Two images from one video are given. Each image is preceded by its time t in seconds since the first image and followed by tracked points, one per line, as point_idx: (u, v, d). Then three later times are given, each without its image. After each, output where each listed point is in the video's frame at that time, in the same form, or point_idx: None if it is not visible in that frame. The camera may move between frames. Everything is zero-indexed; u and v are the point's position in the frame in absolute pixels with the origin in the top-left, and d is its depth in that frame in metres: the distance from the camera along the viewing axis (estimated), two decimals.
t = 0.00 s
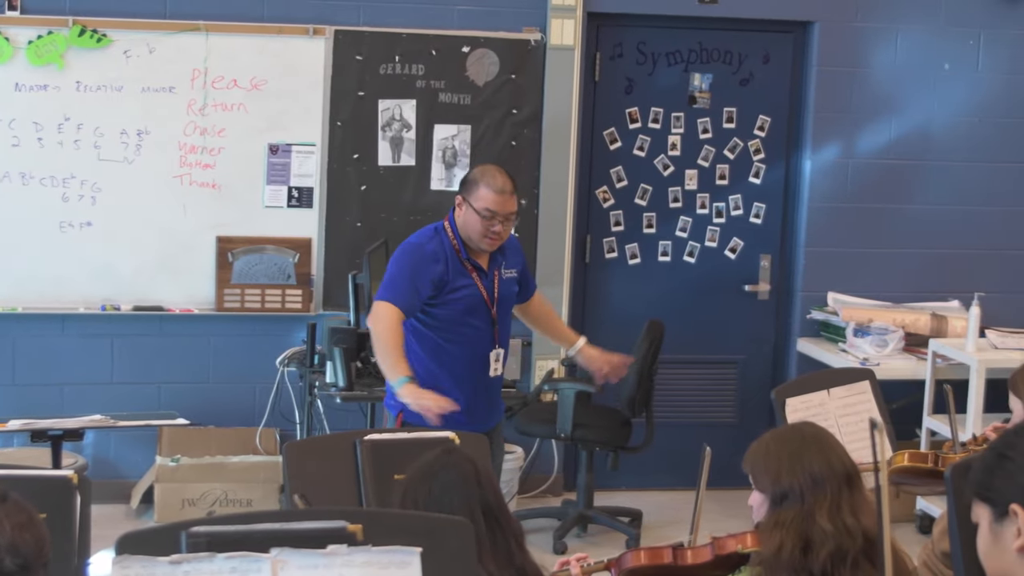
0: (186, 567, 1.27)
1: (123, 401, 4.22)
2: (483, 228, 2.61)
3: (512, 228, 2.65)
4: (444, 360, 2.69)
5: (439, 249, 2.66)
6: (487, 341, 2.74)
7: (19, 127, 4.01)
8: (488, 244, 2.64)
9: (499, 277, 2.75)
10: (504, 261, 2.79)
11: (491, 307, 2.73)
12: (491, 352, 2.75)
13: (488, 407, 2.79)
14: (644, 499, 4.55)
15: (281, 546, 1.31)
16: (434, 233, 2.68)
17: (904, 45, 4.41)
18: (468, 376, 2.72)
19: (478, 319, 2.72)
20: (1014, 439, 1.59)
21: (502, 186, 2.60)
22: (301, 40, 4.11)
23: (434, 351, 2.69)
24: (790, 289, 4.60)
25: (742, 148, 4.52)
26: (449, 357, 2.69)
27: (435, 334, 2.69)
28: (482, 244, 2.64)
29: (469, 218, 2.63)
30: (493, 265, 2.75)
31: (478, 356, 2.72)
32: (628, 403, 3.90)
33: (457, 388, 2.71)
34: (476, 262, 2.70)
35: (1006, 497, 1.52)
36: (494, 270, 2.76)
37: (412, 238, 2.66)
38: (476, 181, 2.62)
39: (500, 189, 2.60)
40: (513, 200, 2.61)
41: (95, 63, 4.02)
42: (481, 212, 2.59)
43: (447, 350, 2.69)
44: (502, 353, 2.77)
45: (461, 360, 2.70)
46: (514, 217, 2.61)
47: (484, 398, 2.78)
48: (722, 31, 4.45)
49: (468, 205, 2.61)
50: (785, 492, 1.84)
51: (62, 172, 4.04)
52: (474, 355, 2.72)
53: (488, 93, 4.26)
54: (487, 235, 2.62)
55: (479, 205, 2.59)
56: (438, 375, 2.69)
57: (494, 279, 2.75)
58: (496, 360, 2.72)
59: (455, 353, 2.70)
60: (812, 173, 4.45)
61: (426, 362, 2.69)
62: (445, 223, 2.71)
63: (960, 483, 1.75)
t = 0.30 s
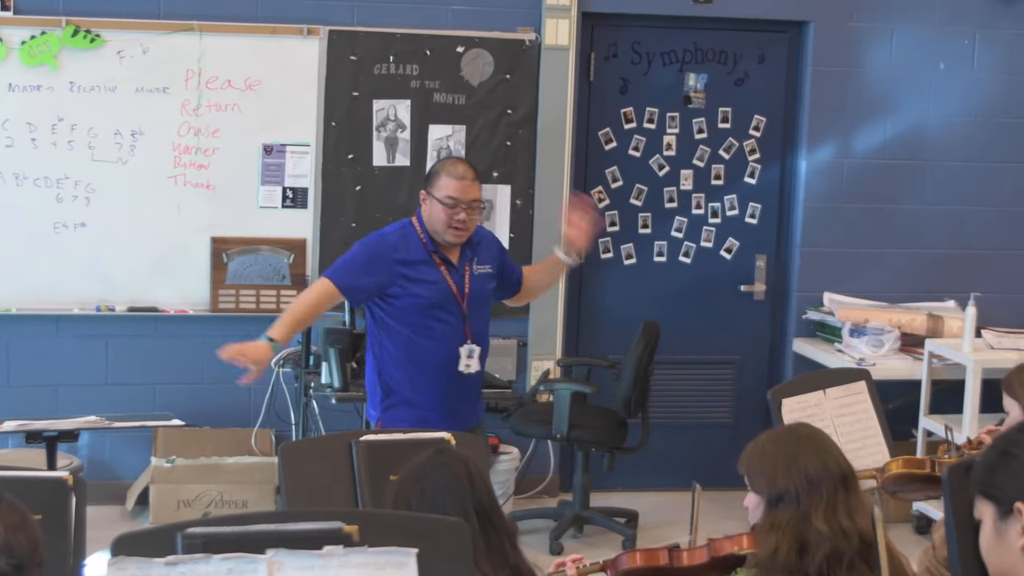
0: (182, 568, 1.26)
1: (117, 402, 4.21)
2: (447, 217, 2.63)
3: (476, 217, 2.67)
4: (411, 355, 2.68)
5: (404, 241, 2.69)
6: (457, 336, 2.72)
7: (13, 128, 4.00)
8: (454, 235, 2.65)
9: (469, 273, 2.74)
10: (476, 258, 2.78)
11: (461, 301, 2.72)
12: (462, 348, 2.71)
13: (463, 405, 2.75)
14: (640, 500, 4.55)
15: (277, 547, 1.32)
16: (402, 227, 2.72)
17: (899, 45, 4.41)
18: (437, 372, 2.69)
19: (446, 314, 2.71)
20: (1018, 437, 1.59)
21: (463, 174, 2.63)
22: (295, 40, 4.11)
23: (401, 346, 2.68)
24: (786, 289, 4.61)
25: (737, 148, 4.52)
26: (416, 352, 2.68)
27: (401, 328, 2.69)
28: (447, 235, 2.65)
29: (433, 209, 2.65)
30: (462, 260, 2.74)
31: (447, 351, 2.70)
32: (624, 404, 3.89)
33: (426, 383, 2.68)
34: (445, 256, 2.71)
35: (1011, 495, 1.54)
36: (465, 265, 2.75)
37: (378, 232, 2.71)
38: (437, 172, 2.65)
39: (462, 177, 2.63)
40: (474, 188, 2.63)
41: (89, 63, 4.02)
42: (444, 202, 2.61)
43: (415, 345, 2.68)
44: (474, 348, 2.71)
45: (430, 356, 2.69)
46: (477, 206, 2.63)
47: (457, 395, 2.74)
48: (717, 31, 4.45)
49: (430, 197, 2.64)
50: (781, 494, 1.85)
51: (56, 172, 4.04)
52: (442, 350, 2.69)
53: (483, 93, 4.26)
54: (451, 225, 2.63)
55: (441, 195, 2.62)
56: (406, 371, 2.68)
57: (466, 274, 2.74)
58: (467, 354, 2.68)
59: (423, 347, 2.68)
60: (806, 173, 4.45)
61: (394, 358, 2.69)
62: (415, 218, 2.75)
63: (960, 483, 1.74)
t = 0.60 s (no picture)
0: (184, 569, 1.26)
1: (120, 403, 4.22)
2: (413, 208, 2.58)
3: (446, 210, 2.61)
4: (385, 357, 2.61)
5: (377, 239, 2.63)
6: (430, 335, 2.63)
7: (14, 128, 4.01)
8: (420, 227, 2.59)
9: (445, 271, 2.67)
10: (456, 256, 2.71)
11: (435, 300, 2.65)
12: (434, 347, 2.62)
13: (444, 406, 2.67)
14: (642, 501, 4.54)
15: (279, 547, 1.32)
16: (376, 226, 2.67)
17: (901, 44, 4.41)
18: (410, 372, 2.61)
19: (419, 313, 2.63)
20: None
21: (432, 166, 2.59)
22: (297, 40, 4.11)
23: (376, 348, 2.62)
24: (788, 289, 4.60)
25: (739, 148, 4.52)
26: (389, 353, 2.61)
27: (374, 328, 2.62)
28: (415, 228, 2.60)
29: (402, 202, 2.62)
30: (439, 258, 2.67)
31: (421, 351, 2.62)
32: (626, 403, 3.89)
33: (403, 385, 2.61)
34: (418, 253, 2.65)
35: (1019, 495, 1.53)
36: (442, 263, 2.68)
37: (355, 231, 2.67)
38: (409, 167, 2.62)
39: (429, 168, 2.58)
40: (442, 179, 2.58)
41: (90, 63, 4.02)
42: (410, 192, 2.57)
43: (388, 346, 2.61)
44: (445, 348, 2.62)
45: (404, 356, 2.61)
46: (444, 196, 2.57)
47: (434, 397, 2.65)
48: (719, 31, 4.45)
49: (400, 190, 2.61)
50: (786, 493, 1.84)
51: (58, 173, 4.04)
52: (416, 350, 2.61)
53: (485, 93, 4.26)
54: (418, 216, 2.58)
55: (408, 186, 2.58)
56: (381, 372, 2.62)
57: (441, 273, 2.66)
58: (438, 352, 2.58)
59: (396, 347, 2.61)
60: (809, 172, 4.45)
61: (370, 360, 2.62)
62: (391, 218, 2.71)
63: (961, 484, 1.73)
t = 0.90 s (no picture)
0: (186, 569, 1.26)
1: (122, 403, 4.22)
2: (411, 197, 2.57)
3: (445, 199, 2.59)
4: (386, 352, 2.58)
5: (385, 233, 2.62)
6: (433, 331, 2.58)
7: (18, 128, 4.01)
8: (419, 217, 2.58)
9: (451, 267, 2.63)
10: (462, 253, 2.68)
11: (440, 296, 2.61)
12: (435, 344, 2.57)
13: (446, 404, 2.61)
14: (644, 501, 4.54)
15: (281, 547, 1.32)
16: (382, 223, 2.66)
17: (904, 44, 4.41)
18: (413, 369, 2.57)
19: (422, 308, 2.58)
20: None
21: (429, 157, 2.60)
22: (300, 41, 4.11)
23: (379, 343, 2.59)
24: (791, 290, 4.60)
25: (742, 148, 4.51)
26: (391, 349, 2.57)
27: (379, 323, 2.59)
28: (415, 219, 2.59)
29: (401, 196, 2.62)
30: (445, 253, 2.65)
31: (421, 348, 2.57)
32: (627, 404, 3.90)
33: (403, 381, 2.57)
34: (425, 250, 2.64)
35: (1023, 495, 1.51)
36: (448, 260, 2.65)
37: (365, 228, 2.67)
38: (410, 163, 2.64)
39: (425, 158, 2.59)
40: (438, 167, 2.58)
41: (94, 64, 4.02)
42: (408, 182, 2.58)
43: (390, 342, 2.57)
44: (448, 345, 2.57)
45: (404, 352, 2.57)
46: (439, 183, 2.56)
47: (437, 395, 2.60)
48: (721, 31, 4.44)
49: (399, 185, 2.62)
50: (793, 493, 1.84)
51: (61, 173, 4.05)
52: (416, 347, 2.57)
53: (487, 93, 4.26)
54: (415, 205, 2.57)
55: (406, 177, 2.59)
56: (383, 368, 2.59)
57: (447, 269, 2.63)
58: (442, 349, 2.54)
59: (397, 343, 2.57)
60: (812, 172, 4.45)
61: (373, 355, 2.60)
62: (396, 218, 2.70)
63: (964, 485, 1.72)
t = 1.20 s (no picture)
0: (185, 569, 1.26)
1: (121, 403, 4.22)
2: (464, 221, 2.53)
3: (497, 223, 2.57)
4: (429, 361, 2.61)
5: (430, 245, 2.60)
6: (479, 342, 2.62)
7: (17, 129, 4.01)
8: (468, 240, 2.57)
9: (492, 277, 2.65)
10: (501, 262, 2.69)
11: (485, 307, 2.63)
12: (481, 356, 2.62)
13: (484, 415, 2.67)
14: (642, 501, 4.55)
15: (280, 547, 1.32)
16: (424, 232, 2.63)
17: (903, 45, 4.41)
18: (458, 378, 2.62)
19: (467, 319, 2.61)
20: None
21: (486, 181, 2.52)
22: (299, 42, 4.11)
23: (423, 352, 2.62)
24: (788, 290, 4.60)
25: (740, 149, 4.52)
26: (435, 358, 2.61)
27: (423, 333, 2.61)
28: (462, 239, 2.57)
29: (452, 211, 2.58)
30: (486, 266, 2.65)
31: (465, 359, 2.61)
32: (625, 404, 3.89)
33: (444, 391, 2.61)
34: (468, 263, 2.63)
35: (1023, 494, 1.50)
36: (489, 271, 2.66)
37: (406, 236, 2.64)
38: (463, 177, 2.56)
39: (484, 183, 2.51)
40: (496, 196, 2.51)
41: (93, 65, 4.03)
42: (464, 206, 2.52)
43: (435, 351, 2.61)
44: (494, 355, 2.63)
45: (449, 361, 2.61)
46: (494, 213, 2.52)
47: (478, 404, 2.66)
48: (720, 32, 4.45)
49: (452, 201, 2.55)
50: (790, 493, 1.85)
51: (60, 174, 4.05)
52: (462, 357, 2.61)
53: (486, 94, 4.26)
54: (466, 230, 2.55)
55: (460, 199, 2.52)
56: (424, 376, 2.63)
57: (489, 279, 2.65)
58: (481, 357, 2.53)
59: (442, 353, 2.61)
60: (809, 173, 4.45)
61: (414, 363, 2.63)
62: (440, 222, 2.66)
63: (962, 483, 1.73)
